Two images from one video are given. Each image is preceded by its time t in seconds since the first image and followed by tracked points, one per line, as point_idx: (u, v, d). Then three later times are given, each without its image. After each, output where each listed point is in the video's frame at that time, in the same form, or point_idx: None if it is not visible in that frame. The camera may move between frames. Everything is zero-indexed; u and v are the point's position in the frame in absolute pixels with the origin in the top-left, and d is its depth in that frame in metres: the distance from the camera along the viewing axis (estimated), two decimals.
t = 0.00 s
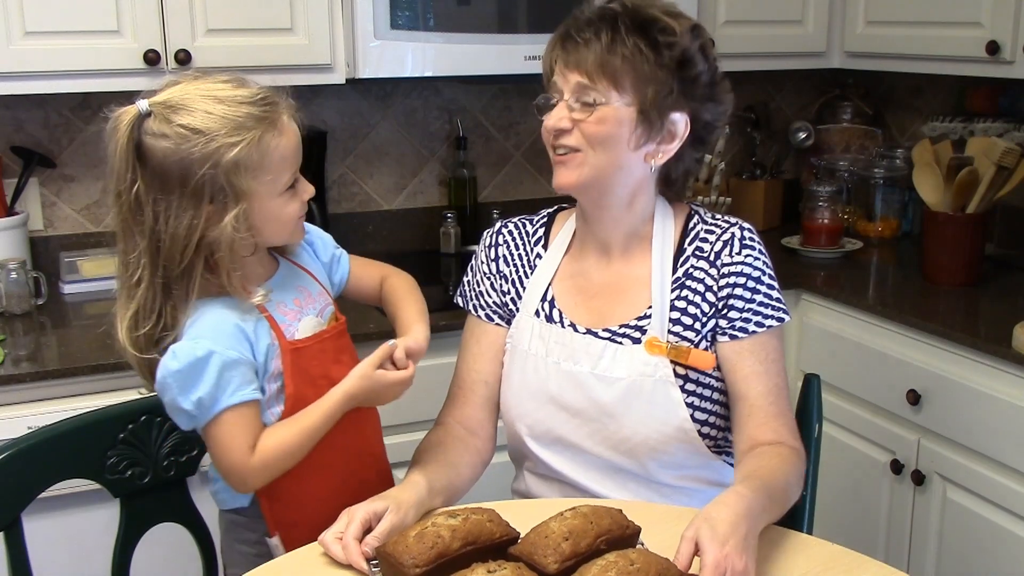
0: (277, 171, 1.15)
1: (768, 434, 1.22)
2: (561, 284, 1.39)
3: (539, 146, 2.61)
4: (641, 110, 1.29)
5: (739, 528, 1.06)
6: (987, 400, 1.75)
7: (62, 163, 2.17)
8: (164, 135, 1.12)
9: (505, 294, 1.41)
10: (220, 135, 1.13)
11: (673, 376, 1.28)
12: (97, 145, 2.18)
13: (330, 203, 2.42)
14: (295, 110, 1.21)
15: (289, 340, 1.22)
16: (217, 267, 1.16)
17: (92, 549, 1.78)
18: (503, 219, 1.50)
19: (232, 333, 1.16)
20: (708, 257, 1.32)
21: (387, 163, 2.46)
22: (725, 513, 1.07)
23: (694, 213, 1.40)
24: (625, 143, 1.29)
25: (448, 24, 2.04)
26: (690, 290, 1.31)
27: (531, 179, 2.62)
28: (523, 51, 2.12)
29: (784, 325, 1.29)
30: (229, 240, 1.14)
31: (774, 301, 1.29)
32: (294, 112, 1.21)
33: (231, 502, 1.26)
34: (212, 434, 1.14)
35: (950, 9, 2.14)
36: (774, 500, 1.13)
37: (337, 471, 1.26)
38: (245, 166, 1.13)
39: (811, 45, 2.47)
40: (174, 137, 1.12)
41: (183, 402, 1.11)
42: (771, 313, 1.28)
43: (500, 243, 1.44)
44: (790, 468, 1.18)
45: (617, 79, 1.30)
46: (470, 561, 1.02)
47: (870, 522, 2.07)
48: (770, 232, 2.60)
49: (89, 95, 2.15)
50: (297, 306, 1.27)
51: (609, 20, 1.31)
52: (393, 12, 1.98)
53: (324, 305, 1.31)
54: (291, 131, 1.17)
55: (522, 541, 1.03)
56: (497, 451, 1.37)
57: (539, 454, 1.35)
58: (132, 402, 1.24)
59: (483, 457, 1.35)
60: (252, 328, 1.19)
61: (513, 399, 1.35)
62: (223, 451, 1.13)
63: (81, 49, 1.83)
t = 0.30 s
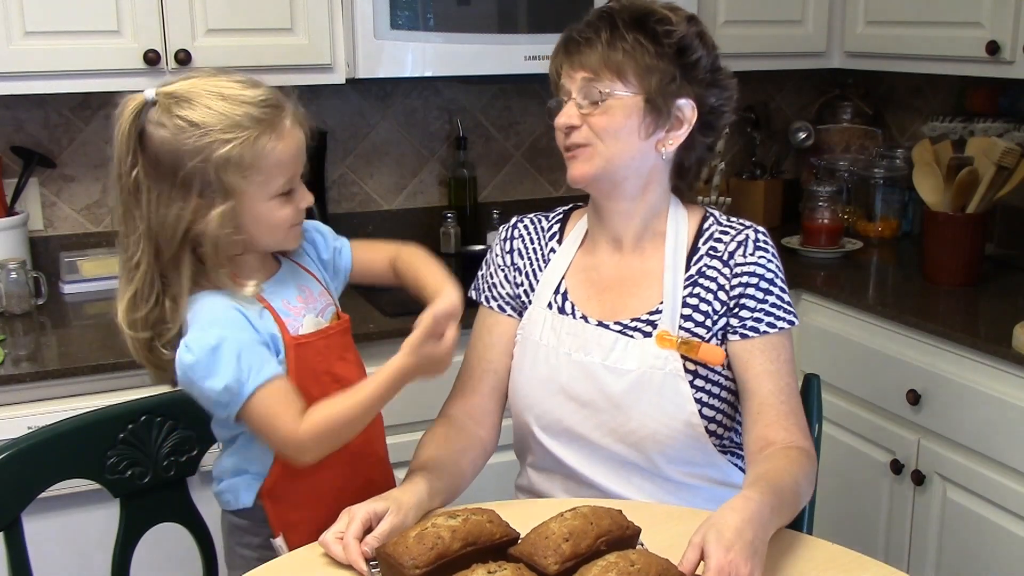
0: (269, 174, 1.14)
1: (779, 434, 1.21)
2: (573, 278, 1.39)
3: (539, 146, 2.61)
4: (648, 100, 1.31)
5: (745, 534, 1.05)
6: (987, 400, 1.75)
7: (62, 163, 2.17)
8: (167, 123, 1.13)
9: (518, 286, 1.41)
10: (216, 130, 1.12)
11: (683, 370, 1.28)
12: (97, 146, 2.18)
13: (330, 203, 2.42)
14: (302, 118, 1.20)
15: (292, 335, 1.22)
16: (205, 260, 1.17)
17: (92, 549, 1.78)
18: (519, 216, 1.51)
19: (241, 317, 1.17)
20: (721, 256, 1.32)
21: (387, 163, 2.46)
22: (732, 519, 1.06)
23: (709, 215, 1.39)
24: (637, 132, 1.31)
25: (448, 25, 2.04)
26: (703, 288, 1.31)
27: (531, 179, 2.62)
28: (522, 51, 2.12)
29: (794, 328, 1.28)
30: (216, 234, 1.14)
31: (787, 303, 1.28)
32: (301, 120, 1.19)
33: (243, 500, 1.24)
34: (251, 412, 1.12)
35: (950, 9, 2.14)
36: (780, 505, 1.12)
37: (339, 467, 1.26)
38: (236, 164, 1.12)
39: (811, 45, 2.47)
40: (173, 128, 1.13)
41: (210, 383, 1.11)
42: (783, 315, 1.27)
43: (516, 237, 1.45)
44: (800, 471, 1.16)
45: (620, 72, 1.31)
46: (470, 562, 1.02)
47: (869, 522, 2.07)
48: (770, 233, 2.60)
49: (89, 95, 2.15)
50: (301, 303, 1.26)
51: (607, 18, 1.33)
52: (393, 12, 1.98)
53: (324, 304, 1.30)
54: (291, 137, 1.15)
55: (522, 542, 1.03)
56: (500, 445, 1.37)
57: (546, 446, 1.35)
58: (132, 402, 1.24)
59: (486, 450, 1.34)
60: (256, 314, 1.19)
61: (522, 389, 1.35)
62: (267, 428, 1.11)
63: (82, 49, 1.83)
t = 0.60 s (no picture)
0: (253, 186, 1.08)
1: (786, 435, 1.21)
2: (589, 276, 1.40)
3: (539, 146, 2.61)
4: (652, 117, 1.31)
5: (756, 543, 1.06)
6: (987, 400, 1.75)
7: (62, 163, 2.16)
8: (183, 112, 1.12)
9: (534, 283, 1.43)
10: (216, 128, 1.09)
11: (698, 369, 1.28)
12: (97, 145, 2.18)
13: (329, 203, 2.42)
14: (320, 136, 1.12)
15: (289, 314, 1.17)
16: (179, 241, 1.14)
17: (91, 549, 1.78)
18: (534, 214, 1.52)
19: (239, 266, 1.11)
20: (737, 258, 1.32)
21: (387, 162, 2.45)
22: (744, 524, 1.07)
23: (725, 218, 1.39)
24: (642, 151, 1.31)
25: (448, 25, 2.04)
26: (718, 288, 1.31)
27: (531, 179, 2.62)
28: (522, 51, 2.12)
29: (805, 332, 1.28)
30: (186, 224, 1.12)
31: (800, 307, 1.28)
32: (317, 139, 1.12)
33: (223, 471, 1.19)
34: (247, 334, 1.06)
35: (950, 9, 2.14)
36: (788, 512, 1.12)
37: (329, 455, 1.23)
38: (222, 166, 1.08)
39: (811, 46, 2.47)
40: (186, 116, 1.12)
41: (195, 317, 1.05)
42: (796, 318, 1.27)
43: (531, 235, 1.46)
44: (808, 475, 1.17)
45: (623, 88, 1.31)
46: (474, 562, 1.02)
47: (869, 522, 2.08)
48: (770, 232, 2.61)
49: (89, 95, 2.14)
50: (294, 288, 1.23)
51: (614, 25, 1.32)
52: (393, 12, 1.98)
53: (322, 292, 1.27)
54: (289, 155, 1.08)
55: (525, 542, 1.03)
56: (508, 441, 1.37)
57: (557, 441, 1.35)
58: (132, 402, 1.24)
59: (496, 445, 1.34)
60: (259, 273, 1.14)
61: (536, 383, 1.36)
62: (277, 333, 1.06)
63: (82, 48, 1.83)
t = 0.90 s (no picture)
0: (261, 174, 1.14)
1: (786, 438, 1.20)
2: (583, 277, 1.39)
3: (539, 146, 2.61)
4: (651, 154, 1.25)
5: (755, 543, 1.06)
6: (987, 400, 1.75)
7: (62, 163, 2.16)
8: (201, 102, 1.17)
9: (529, 284, 1.42)
10: (232, 118, 1.15)
11: (692, 373, 1.28)
12: (97, 145, 2.18)
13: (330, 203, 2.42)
14: (332, 136, 1.19)
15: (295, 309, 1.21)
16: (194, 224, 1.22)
17: (92, 549, 1.78)
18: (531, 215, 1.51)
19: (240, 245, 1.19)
20: (733, 260, 1.31)
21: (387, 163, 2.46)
22: (743, 525, 1.07)
23: (721, 217, 1.38)
24: (639, 183, 1.28)
25: (448, 25, 2.04)
26: (713, 291, 1.30)
27: (531, 179, 2.62)
28: (522, 51, 2.12)
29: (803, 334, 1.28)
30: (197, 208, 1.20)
31: (797, 309, 1.27)
32: (329, 138, 1.18)
33: (212, 451, 1.19)
34: (224, 275, 1.12)
35: (950, 9, 2.14)
36: (790, 513, 1.12)
37: (326, 453, 1.22)
38: (233, 154, 1.15)
39: (811, 45, 2.47)
40: (207, 102, 1.17)
41: (183, 267, 1.13)
42: (793, 321, 1.26)
43: (527, 236, 1.46)
44: (810, 477, 1.16)
45: (622, 124, 1.25)
46: (473, 564, 1.02)
47: (870, 522, 2.08)
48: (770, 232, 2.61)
49: (89, 95, 2.15)
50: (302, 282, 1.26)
51: (616, 55, 1.23)
52: (393, 12, 1.98)
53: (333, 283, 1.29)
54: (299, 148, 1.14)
55: (524, 543, 1.03)
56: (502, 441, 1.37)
57: (553, 444, 1.35)
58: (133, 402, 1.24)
59: (489, 445, 1.35)
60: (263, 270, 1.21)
61: (529, 385, 1.36)
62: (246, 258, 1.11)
63: (82, 48, 1.83)
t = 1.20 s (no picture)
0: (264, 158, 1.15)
1: (786, 446, 1.22)
2: (558, 289, 1.36)
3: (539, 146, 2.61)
4: (635, 158, 1.22)
5: (756, 541, 1.06)
6: (987, 400, 1.75)
7: (63, 163, 2.16)
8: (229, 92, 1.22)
9: (503, 296, 1.40)
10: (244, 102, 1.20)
11: (667, 389, 1.25)
12: (97, 146, 2.18)
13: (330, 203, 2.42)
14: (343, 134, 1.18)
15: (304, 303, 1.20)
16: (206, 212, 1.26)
17: (92, 549, 1.78)
18: (504, 218, 1.48)
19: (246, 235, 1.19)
20: (712, 267, 1.30)
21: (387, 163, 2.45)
22: (743, 524, 1.07)
23: (700, 218, 1.36)
24: (618, 188, 1.24)
25: (448, 25, 2.04)
26: (691, 301, 1.28)
27: (531, 179, 2.62)
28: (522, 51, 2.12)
29: (791, 336, 1.26)
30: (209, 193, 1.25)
31: (781, 312, 1.25)
32: (339, 134, 1.18)
33: (212, 440, 1.19)
34: (218, 257, 1.13)
35: (950, 9, 2.14)
36: (790, 513, 1.13)
37: (328, 448, 1.22)
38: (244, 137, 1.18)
39: (811, 46, 2.47)
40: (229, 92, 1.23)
41: (181, 251, 1.15)
42: (778, 325, 1.25)
43: (500, 243, 1.43)
44: (813, 480, 1.18)
45: (607, 125, 1.20)
46: (473, 564, 1.02)
47: (870, 522, 2.08)
48: (770, 233, 2.61)
49: (89, 95, 2.15)
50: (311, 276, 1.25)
51: (606, 52, 1.18)
52: (393, 13, 1.98)
53: (342, 279, 1.28)
54: (303, 136, 1.15)
55: (524, 543, 1.03)
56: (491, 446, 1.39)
57: (531, 460, 1.34)
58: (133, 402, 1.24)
59: (477, 457, 1.36)
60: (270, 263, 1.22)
61: (504, 402, 1.33)
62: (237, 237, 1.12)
63: (82, 48, 1.83)
